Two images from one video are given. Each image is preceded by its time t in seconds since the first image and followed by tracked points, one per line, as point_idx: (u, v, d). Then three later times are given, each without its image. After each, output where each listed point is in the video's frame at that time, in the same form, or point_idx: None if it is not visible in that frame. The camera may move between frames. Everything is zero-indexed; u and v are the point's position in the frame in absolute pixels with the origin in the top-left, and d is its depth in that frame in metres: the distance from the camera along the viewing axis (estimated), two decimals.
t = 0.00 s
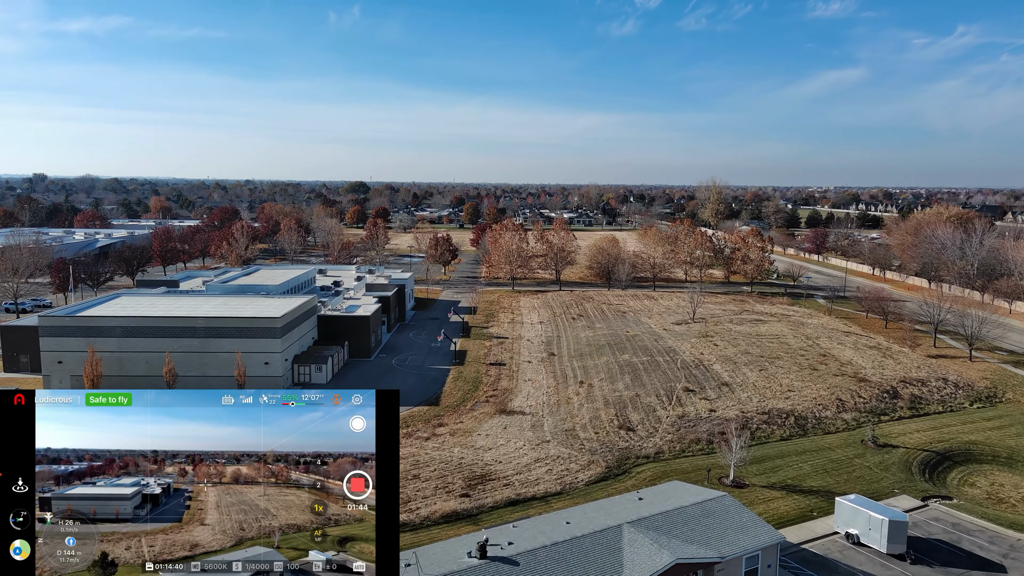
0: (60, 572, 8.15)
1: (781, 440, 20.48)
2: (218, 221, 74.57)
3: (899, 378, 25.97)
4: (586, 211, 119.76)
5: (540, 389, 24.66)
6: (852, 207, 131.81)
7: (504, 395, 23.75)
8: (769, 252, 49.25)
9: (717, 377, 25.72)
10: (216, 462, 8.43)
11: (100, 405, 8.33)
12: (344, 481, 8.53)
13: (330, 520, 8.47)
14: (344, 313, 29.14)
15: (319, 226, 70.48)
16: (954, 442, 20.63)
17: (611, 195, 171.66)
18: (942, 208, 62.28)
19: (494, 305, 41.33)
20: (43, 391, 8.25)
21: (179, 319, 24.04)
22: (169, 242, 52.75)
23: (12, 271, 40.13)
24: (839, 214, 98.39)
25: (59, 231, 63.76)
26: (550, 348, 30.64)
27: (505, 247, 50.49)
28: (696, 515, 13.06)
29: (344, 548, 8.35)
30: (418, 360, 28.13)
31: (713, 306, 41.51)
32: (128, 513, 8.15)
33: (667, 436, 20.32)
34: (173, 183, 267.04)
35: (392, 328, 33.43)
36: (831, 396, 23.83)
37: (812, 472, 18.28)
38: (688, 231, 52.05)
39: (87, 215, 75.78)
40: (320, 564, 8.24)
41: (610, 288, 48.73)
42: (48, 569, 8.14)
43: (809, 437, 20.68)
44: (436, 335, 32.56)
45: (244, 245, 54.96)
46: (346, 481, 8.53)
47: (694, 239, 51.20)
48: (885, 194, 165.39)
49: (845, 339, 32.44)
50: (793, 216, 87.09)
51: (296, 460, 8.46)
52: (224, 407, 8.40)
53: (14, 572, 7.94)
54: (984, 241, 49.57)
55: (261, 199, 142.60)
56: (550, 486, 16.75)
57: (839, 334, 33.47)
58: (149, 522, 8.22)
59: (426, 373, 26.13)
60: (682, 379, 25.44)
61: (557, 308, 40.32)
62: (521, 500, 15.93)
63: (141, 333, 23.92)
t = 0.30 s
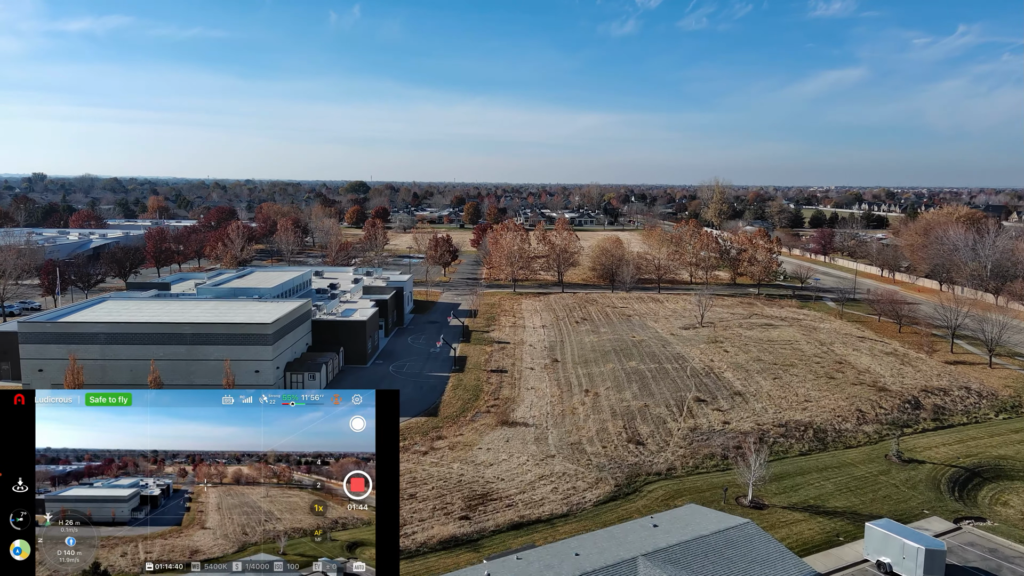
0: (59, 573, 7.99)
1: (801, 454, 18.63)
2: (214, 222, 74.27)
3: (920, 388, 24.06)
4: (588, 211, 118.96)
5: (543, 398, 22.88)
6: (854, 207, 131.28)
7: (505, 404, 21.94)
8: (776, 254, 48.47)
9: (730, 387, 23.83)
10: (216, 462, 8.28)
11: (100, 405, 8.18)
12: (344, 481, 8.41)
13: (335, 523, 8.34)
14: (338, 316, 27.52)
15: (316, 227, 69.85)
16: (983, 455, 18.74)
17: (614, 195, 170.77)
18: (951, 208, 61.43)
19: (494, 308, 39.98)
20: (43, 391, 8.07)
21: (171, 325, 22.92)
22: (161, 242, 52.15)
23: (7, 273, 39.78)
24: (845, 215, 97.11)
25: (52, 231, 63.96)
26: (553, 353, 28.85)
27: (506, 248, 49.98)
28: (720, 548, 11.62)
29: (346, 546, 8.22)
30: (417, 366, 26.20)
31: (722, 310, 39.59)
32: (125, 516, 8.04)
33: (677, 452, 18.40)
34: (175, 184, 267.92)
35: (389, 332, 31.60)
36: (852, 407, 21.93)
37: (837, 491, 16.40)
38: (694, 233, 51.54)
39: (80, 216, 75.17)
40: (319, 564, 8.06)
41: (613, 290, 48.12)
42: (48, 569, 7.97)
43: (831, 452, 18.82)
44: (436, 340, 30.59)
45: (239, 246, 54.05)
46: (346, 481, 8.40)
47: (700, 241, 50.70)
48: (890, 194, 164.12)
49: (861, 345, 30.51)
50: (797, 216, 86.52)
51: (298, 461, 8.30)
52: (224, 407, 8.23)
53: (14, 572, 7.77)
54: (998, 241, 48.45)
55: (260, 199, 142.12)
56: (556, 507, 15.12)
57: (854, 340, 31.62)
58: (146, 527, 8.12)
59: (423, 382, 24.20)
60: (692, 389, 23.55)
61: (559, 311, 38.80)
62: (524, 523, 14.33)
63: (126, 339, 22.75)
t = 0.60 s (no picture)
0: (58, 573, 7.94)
1: (822, 471, 17.25)
2: (211, 221, 74.02)
3: (943, 398, 22.46)
4: (589, 211, 118.48)
5: (547, 407, 21.59)
6: (858, 207, 130.64)
7: (508, 415, 20.70)
8: (784, 255, 47.85)
9: (744, 396, 22.43)
10: (217, 462, 8.06)
11: (100, 405, 7.97)
12: (344, 480, 8.19)
13: (343, 527, 8.15)
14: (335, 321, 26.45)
15: (315, 227, 69.53)
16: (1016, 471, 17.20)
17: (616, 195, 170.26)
18: (961, 208, 60.64)
19: (495, 311, 38.96)
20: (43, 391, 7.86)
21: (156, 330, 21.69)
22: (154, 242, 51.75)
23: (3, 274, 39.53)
24: (851, 215, 95.99)
25: (46, 232, 64.08)
26: (557, 359, 27.50)
27: (507, 249, 49.70)
28: None
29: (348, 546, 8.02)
30: (416, 374, 25.06)
31: (731, 313, 38.09)
32: (122, 519, 7.93)
33: (691, 469, 17.13)
34: (175, 185, 268.68)
35: (387, 337, 30.52)
36: (874, 419, 20.47)
37: (863, 512, 15.00)
38: (699, 234, 50.87)
39: (75, 215, 74.71)
40: (320, 564, 7.92)
41: (618, 292, 47.62)
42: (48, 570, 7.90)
43: (854, 468, 17.40)
44: (435, 346, 29.57)
45: (235, 247, 53.26)
46: (346, 481, 8.19)
47: (706, 243, 49.98)
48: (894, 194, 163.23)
49: (878, 351, 28.98)
50: (803, 216, 85.90)
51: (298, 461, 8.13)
52: (224, 407, 8.05)
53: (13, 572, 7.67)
54: (1009, 242, 47.59)
55: (259, 199, 141.83)
56: (563, 533, 13.99)
57: (870, 345, 30.21)
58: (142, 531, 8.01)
59: (422, 391, 23.01)
60: (704, 398, 22.16)
61: (562, 315, 37.77)
62: (529, 553, 13.22)
63: (109, 346, 21.61)
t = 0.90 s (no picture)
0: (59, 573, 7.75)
1: (847, 489, 15.97)
2: (208, 221, 73.82)
3: (969, 409, 21.17)
4: (591, 211, 118.10)
5: (551, 418, 20.46)
6: (861, 207, 130.23)
7: (510, 426, 19.58)
8: (791, 256, 47.29)
9: (758, 407, 21.23)
10: (217, 462, 7.95)
11: (100, 405, 7.86)
12: (344, 479, 7.99)
13: (353, 531, 7.79)
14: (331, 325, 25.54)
15: (314, 227, 69.21)
16: None
17: (618, 194, 169.87)
18: (970, 207, 59.92)
19: (497, 315, 38.16)
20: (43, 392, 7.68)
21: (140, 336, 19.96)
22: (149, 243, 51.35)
23: None
24: (858, 215, 94.74)
25: (42, 232, 63.95)
26: (560, 365, 26.43)
27: (509, 251, 49.46)
28: None
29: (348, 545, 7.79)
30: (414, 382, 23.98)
31: (741, 317, 36.99)
32: (119, 522, 7.79)
33: (706, 488, 15.93)
34: (174, 183, 268.73)
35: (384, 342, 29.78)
36: (899, 432, 19.20)
37: (893, 538, 13.65)
38: (705, 235, 50.43)
39: (71, 215, 74.33)
40: (320, 564, 7.83)
41: (621, 293, 47.24)
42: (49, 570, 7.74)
43: (882, 486, 16.08)
44: (434, 351, 28.61)
45: (230, 248, 52.60)
46: (346, 480, 7.99)
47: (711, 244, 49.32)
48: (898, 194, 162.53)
49: (896, 358, 27.76)
50: (807, 216, 85.72)
51: (300, 461, 7.98)
52: (224, 406, 7.93)
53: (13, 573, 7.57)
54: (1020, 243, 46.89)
55: (258, 199, 141.41)
56: (570, 562, 12.70)
57: (887, 350, 29.03)
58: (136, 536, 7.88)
59: (419, 401, 21.87)
60: (717, 410, 20.96)
61: (566, 319, 36.94)
62: None
63: (88, 353, 19.86)
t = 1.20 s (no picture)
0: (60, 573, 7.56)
1: (874, 510, 14.77)
2: (205, 221, 73.42)
3: (998, 421, 19.97)
4: (594, 211, 117.67)
5: (555, 430, 19.24)
6: (865, 207, 129.80)
7: (512, 440, 18.37)
8: (801, 258, 46.66)
9: (775, 419, 19.98)
10: (218, 462, 7.80)
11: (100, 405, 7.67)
12: (344, 480, 7.83)
13: (364, 536, 7.71)
14: (326, 331, 24.55)
15: (312, 227, 68.78)
16: None
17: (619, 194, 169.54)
18: (979, 208, 59.38)
19: (498, 319, 37.63)
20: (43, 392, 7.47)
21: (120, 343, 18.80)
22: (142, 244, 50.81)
23: None
24: (864, 216, 93.66)
25: (37, 232, 63.52)
26: (565, 373, 25.23)
27: (510, 253, 49.15)
28: None
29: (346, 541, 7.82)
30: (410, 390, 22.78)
31: (750, 321, 36.01)
32: (115, 526, 7.53)
33: (722, 510, 14.67)
34: (173, 182, 268.53)
35: (381, 347, 28.91)
36: (926, 447, 17.95)
37: (931, 566, 12.44)
38: (711, 235, 49.82)
39: (65, 215, 73.71)
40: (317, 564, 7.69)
41: (625, 295, 46.89)
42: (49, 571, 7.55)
43: (912, 507, 14.86)
44: (431, 358, 27.57)
45: (225, 249, 51.92)
46: (346, 480, 7.82)
47: (717, 245, 48.79)
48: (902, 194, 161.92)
49: (915, 365, 26.54)
50: (811, 217, 85.46)
51: (300, 461, 7.82)
52: (224, 406, 7.76)
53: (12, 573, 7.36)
54: None
55: (257, 199, 140.99)
56: None
57: (904, 358, 27.82)
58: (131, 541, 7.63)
59: (415, 412, 20.64)
60: (731, 422, 19.71)
61: (570, 323, 36.41)
62: None
63: (67, 361, 18.67)
